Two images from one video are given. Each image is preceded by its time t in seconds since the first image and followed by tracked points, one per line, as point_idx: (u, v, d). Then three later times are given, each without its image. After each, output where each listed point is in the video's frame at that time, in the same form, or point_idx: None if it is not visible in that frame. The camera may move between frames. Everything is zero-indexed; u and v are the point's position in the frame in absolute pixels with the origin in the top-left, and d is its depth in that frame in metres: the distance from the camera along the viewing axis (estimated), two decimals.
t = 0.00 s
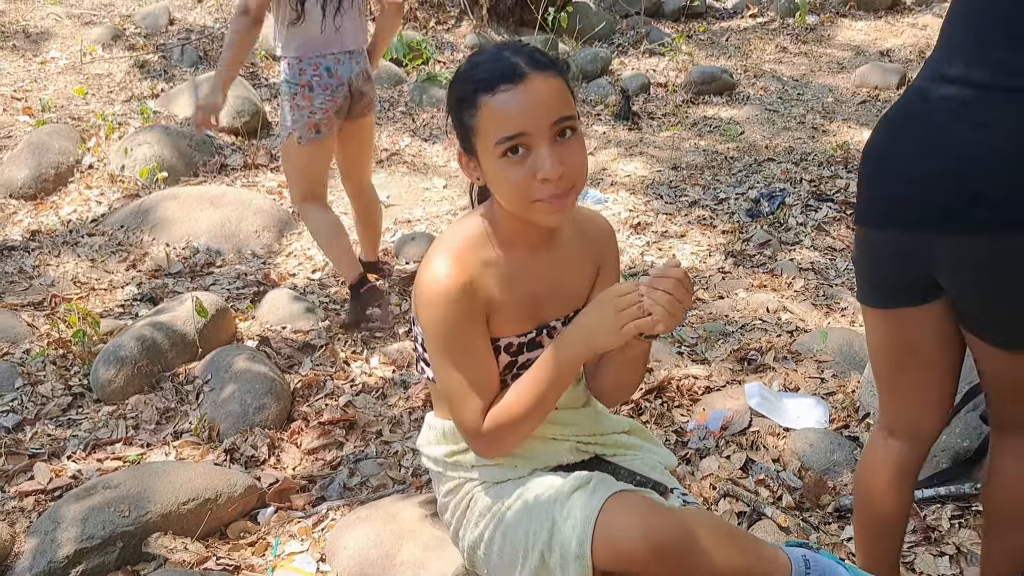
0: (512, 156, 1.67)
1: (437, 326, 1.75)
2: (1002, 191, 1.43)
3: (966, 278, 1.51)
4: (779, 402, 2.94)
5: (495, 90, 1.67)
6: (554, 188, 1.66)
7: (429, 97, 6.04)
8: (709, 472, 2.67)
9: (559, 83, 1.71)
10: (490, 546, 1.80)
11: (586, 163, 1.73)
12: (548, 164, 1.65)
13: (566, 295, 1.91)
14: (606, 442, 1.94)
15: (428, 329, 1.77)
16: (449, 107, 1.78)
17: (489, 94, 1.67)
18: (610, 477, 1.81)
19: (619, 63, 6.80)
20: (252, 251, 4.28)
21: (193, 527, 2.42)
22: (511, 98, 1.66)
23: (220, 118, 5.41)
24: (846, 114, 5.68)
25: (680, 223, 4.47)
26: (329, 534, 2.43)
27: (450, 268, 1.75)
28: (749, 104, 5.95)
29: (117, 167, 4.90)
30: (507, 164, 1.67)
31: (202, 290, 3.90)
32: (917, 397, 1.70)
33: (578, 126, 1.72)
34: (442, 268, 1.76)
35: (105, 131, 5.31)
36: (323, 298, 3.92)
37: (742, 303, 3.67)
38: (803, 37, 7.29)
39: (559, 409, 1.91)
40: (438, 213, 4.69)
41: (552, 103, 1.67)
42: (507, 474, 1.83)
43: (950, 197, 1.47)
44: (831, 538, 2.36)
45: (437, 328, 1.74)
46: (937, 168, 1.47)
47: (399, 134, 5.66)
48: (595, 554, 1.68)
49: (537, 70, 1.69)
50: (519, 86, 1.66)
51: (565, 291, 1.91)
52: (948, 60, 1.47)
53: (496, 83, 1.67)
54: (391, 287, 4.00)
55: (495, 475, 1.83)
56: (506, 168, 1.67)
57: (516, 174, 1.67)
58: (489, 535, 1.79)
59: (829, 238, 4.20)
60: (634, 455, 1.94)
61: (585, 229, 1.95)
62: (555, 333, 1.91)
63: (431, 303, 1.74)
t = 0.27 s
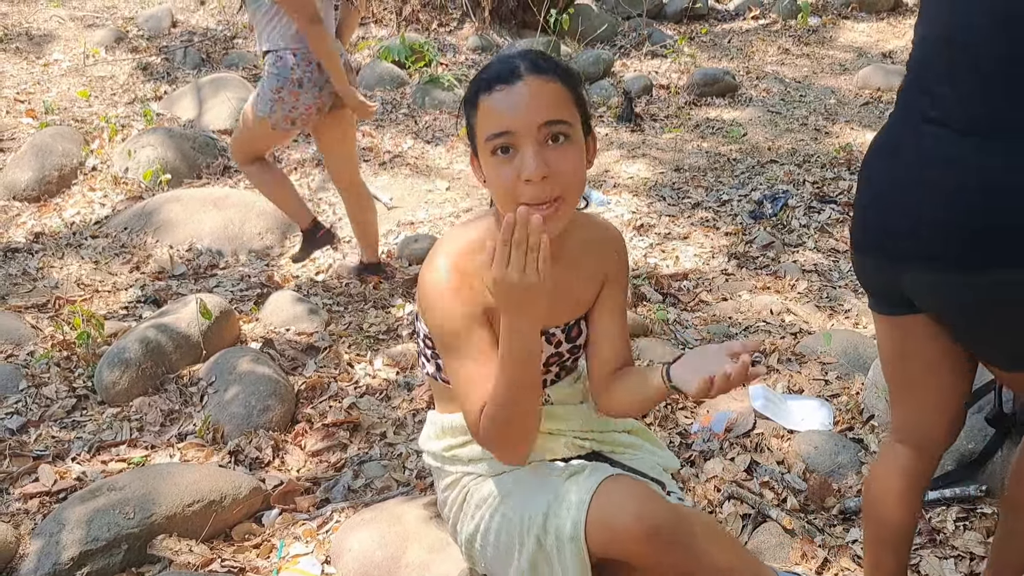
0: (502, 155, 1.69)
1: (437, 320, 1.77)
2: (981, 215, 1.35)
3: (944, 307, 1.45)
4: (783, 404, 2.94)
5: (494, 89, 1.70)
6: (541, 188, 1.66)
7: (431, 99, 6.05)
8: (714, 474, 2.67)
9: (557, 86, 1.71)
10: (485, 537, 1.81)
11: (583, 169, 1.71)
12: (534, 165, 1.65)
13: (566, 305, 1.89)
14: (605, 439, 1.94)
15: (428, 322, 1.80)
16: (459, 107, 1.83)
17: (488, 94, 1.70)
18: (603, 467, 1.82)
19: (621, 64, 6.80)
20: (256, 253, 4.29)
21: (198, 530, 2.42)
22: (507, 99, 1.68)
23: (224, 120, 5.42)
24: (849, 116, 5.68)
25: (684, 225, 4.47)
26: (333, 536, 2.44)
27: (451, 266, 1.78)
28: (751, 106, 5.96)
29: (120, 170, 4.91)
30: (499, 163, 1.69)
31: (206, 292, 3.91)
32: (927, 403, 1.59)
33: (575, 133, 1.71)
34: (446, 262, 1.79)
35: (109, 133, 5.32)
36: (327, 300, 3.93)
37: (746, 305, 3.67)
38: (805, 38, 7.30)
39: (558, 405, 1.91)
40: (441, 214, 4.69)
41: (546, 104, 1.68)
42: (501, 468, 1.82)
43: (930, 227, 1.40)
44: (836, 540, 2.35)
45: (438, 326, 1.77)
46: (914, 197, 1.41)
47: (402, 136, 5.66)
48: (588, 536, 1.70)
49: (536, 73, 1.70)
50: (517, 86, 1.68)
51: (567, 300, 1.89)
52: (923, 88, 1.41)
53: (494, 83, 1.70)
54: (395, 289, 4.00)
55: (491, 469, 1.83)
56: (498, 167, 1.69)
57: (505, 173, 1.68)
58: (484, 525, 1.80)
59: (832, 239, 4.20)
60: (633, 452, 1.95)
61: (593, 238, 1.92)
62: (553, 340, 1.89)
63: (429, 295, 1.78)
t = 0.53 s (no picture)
0: (498, 133, 1.73)
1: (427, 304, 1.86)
2: (956, 228, 1.38)
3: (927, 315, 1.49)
4: (785, 406, 2.94)
5: (508, 67, 1.76)
6: (524, 167, 1.68)
7: (433, 102, 6.05)
8: (716, 477, 2.66)
9: (563, 73, 1.75)
10: (482, 548, 1.78)
11: (577, 157, 1.73)
12: (520, 143, 1.68)
13: (555, 299, 1.91)
14: (606, 446, 1.96)
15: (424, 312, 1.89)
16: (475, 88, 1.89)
17: (503, 71, 1.76)
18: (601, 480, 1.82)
19: (623, 67, 6.80)
20: (258, 255, 4.29)
21: (200, 532, 2.42)
22: (511, 80, 1.73)
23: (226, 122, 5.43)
24: (851, 117, 5.68)
25: (685, 227, 4.47)
26: (335, 539, 2.43)
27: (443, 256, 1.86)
28: (753, 108, 5.96)
29: (123, 172, 4.92)
30: (492, 141, 1.73)
31: (208, 294, 3.91)
32: (927, 403, 1.59)
33: (571, 118, 1.72)
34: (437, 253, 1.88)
35: (110, 135, 5.33)
36: (329, 302, 3.93)
37: (748, 307, 3.67)
38: (807, 40, 7.29)
39: (559, 412, 1.91)
40: (443, 216, 4.69)
41: (547, 87, 1.72)
42: (502, 476, 1.82)
43: (915, 237, 1.45)
44: (839, 542, 2.35)
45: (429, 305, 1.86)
46: (906, 208, 1.47)
47: (404, 138, 5.67)
48: (578, 552, 1.68)
49: (549, 59, 1.76)
50: (526, 66, 1.74)
51: (556, 296, 1.92)
52: (927, 101, 1.43)
53: (510, 61, 1.76)
54: (396, 292, 4.00)
55: (491, 476, 1.82)
56: (489, 145, 1.73)
57: (494, 151, 1.71)
58: (481, 535, 1.78)
59: (834, 241, 4.20)
60: (634, 460, 1.96)
61: (588, 239, 1.98)
62: (548, 335, 1.89)
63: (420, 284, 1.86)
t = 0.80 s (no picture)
0: (502, 131, 1.72)
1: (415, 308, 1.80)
2: (973, 246, 1.44)
3: (944, 335, 1.56)
4: (787, 408, 2.94)
5: (512, 67, 1.76)
6: (531, 165, 1.67)
7: (434, 103, 6.05)
8: (718, 478, 2.66)
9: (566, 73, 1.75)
10: (474, 555, 1.79)
11: (579, 157, 1.72)
12: (526, 141, 1.68)
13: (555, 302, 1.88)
14: (605, 450, 1.96)
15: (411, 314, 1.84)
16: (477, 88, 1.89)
17: (507, 70, 1.76)
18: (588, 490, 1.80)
19: (623, 68, 6.80)
20: (258, 257, 4.29)
21: (202, 534, 2.42)
22: (513, 79, 1.73)
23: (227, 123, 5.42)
24: (852, 118, 5.68)
25: (686, 228, 4.47)
26: (337, 541, 2.43)
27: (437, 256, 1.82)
28: (754, 109, 5.96)
29: (123, 173, 4.91)
30: (496, 139, 1.72)
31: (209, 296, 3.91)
32: (951, 415, 1.61)
33: (576, 118, 1.72)
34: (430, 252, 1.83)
35: (111, 137, 5.33)
36: (330, 304, 3.93)
37: (749, 309, 3.66)
38: (807, 41, 7.29)
39: (557, 415, 1.93)
40: (444, 218, 4.69)
41: (550, 86, 1.72)
42: (497, 481, 1.83)
43: (937, 253, 1.51)
44: (840, 544, 2.35)
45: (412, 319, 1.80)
46: (933, 223, 1.53)
47: (405, 139, 5.67)
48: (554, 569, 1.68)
49: (552, 60, 1.75)
50: (529, 67, 1.74)
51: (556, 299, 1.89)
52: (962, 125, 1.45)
53: (513, 61, 1.76)
54: (397, 294, 4.01)
55: (487, 480, 1.83)
56: (492, 143, 1.73)
57: (500, 149, 1.70)
58: (472, 542, 1.78)
59: (835, 242, 4.20)
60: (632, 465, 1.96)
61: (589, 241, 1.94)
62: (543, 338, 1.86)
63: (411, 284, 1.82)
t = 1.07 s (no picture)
0: (522, 143, 1.66)
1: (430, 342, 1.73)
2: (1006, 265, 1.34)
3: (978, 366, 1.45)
4: (789, 409, 2.94)
5: (512, 77, 1.69)
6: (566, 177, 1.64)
7: (435, 105, 6.06)
8: (719, 480, 2.66)
9: (568, 76, 1.72)
10: (474, 557, 1.82)
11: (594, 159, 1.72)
12: (560, 150, 1.64)
13: (573, 302, 1.89)
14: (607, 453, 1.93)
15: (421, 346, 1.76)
16: (462, 99, 1.80)
17: (508, 80, 1.69)
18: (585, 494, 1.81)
19: (624, 70, 6.81)
20: (259, 258, 4.29)
21: (203, 536, 2.42)
22: (520, 89, 1.67)
23: (228, 125, 5.42)
24: (853, 121, 5.68)
25: (687, 230, 4.47)
26: (339, 542, 2.44)
27: (454, 279, 1.75)
28: (754, 111, 5.96)
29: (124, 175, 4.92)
30: (517, 151, 1.66)
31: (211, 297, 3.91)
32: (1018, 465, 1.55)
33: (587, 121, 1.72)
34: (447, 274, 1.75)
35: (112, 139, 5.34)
36: (331, 306, 3.93)
37: (751, 310, 3.66)
38: (808, 43, 7.30)
39: (560, 420, 1.91)
40: (445, 220, 4.70)
41: (559, 92, 1.68)
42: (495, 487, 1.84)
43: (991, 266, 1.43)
44: (842, 546, 2.35)
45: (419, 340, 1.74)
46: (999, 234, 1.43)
47: (406, 141, 5.67)
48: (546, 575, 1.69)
49: (551, 63, 1.71)
50: (532, 75, 1.68)
51: (574, 301, 1.89)
52: None
53: (513, 70, 1.69)
54: (399, 296, 4.01)
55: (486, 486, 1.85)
56: (513, 156, 1.66)
57: (525, 162, 1.65)
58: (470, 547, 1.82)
59: (836, 244, 4.20)
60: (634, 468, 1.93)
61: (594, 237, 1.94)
62: (562, 342, 1.88)
63: (429, 314, 1.73)
